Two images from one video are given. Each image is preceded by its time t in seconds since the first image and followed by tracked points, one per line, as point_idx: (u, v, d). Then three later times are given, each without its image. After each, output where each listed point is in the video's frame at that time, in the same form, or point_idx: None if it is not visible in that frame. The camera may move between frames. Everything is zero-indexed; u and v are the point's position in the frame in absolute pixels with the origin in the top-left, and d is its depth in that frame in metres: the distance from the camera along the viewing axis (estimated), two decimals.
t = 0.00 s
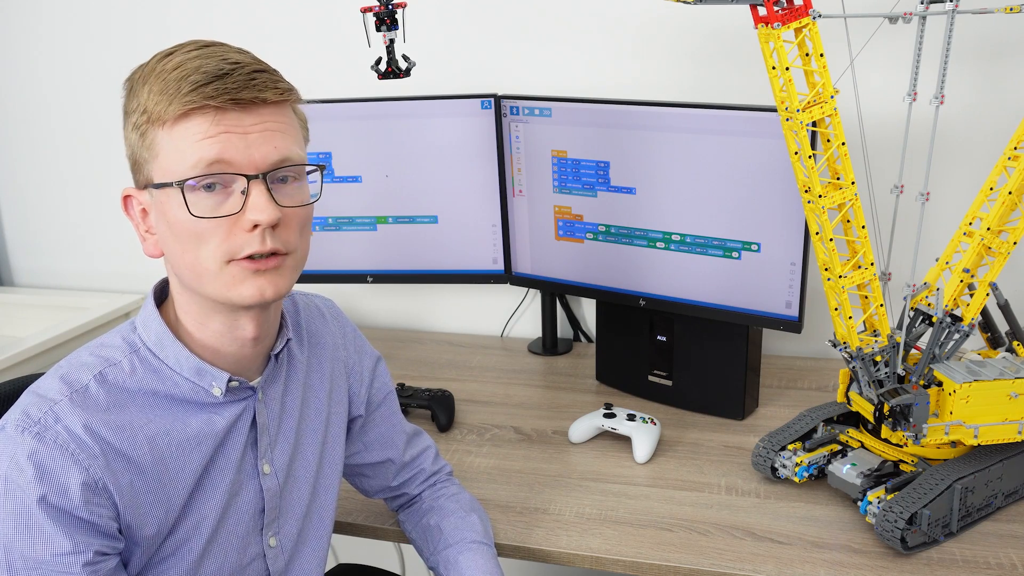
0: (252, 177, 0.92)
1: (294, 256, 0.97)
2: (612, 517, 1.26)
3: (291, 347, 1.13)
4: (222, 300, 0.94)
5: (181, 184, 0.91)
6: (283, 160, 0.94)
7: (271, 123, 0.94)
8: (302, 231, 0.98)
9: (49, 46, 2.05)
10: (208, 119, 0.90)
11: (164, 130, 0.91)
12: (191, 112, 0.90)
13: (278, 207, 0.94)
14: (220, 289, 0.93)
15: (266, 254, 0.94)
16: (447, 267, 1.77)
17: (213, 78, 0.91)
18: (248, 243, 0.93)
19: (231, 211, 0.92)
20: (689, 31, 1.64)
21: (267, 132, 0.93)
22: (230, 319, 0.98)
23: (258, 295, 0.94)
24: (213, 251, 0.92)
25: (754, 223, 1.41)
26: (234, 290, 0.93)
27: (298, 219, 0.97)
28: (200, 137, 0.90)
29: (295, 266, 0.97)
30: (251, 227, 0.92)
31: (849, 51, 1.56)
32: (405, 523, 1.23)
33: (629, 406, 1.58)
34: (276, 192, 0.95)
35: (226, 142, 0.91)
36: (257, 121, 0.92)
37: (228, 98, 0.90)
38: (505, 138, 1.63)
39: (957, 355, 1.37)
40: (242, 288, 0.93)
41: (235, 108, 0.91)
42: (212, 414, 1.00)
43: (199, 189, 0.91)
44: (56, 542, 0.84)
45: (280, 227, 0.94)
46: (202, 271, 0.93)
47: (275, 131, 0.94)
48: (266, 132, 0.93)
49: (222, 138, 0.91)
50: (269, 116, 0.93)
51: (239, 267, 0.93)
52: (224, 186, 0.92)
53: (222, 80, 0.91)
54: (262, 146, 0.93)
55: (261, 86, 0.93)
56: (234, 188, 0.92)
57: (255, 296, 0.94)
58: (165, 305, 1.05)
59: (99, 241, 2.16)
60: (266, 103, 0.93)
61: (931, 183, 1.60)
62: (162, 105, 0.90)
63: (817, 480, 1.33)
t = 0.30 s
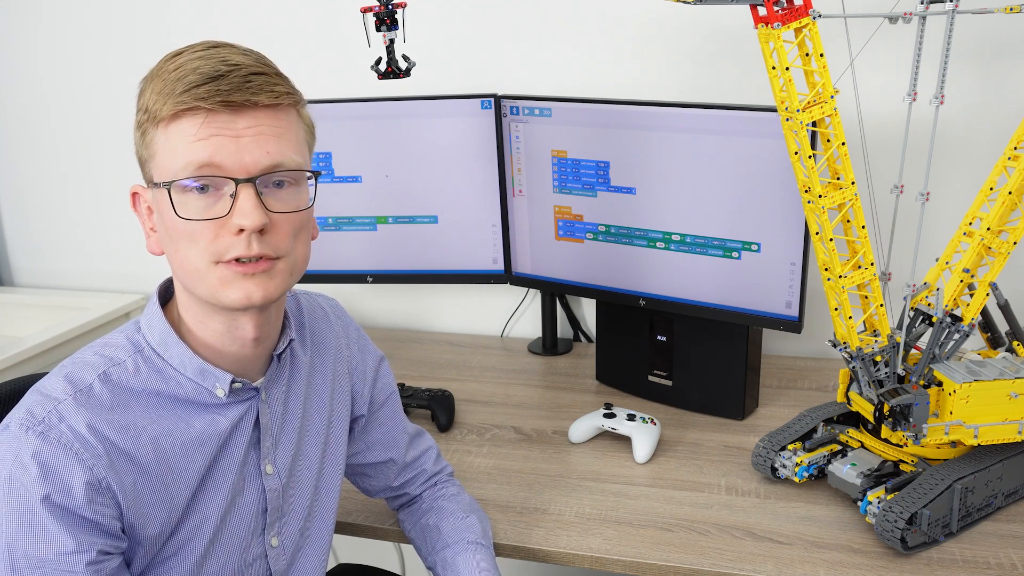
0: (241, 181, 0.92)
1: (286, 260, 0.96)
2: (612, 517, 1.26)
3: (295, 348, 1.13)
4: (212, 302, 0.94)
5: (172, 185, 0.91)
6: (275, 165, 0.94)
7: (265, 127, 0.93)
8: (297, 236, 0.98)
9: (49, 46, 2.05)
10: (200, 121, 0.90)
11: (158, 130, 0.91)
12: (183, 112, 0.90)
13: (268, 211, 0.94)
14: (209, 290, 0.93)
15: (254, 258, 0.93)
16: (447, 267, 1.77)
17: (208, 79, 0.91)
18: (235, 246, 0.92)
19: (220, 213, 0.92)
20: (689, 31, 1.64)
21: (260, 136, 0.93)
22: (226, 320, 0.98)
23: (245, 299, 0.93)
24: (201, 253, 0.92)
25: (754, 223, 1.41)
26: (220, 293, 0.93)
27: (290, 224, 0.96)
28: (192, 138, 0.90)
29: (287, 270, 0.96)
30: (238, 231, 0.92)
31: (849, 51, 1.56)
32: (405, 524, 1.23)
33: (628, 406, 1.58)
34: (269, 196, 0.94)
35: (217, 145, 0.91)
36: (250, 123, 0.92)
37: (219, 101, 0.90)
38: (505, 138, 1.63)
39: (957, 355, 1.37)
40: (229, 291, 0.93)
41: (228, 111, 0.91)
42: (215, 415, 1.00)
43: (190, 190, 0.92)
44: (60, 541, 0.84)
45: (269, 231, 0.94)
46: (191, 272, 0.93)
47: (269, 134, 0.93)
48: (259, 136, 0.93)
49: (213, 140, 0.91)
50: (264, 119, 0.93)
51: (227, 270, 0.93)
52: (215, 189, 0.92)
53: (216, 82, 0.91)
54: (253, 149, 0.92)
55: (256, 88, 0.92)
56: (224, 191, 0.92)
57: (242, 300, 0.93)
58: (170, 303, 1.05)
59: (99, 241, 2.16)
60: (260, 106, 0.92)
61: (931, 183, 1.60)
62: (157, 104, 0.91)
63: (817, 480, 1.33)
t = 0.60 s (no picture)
0: (246, 197, 0.92)
1: (288, 275, 0.96)
2: (612, 517, 1.26)
3: (294, 348, 1.13)
4: (212, 311, 0.95)
5: (175, 196, 0.92)
6: (281, 183, 0.94)
7: (273, 142, 0.93)
8: (300, 248, 0.98)
9: (48, 45, 2.05)
10: (207, 135, 0.90)
11: (165, 138, 0.91)
12: (191, 125, 0.90)
13: (271, 227, 0.94)
14: (210, 301, 0.94)
15: (256, 273, 0.94)
16: (447, 267, 1.77)
17: (217, 92, 0.90)
18: (236, 261, 0.93)
19: (223, 227, 0.92)
20: (690, 31, 1.64)
21: (266, 152, 0.92)
22: (227, 328, 0.98)
23: (244, 313, 0.94)
24: (203, 264, 0.93)
25: (754, 223, 1.42)
26: (221, 305, 0.94)
27: (293, 239, 0.96)
28: (198, 151, 0.90)
29: (288, 284, 0.97)
30: (241, 246, 0.92)
31: (849, 51, 1.56)
32: (405, 523, 1.23)
33: (629, 406, 1.58)
34: (273, 211, 0.94)
35: (223, 160, 0.91)
36: (258, 139, 0.92)
37: (227, 117, 0.90)
38: (505, 138, 1.63)
39: (957, 354, 1.37)
40: (229, 304, 0.94)
41: (236, 127, 0.90)
42: (214, 414, 1.00)
43: (194, 202, 0.92)
44: (60, 540, 0.84)
45: (272, 247, 0.94)
46: (193, 281, 0.94)
47: (277, 150, 0.93)
48: (266, 151, 0.92)
49: (219, 155, 0.90)
50: (272, 135, 0.93)
51: (228, 284, 0.93)
52: (219, 203, 0.92)
53: (225, 96, 0.90)
54: (260, 165, 0.92)
55: (265, 104, 0.92)
56: (228, 205, 0.92)
57: (242, 314, 0.94)
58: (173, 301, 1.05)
59: (99, 241, 2.16)
60: (268, 122, 0.92)
61: (931, 183, 1.60)
62: (165, 114, 0.90)
63: (817, 480, 1.33)
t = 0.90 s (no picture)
0: (248, 192, 0.92)
1: (291, 270, 0.96)
2: (612, 517, 1.26)
3: (295, 348, 1.13)
4: (217, 310, 0.95)
5: (177, 195, 0.91)
6: (282, 174, 0.94)
7: (271, 137, 0.93)
8: (302, 244, 0.98)
9: (48, 45, 2.05)
10: (207, 131, 0.90)
11: (163, 137, 0.91)
12: (190, 122, 0.90)
13: (274, 222, 0.94)
14: (214, 299, 0.94)
15: (260, 270, 0.93)
16: (447, 267, 1.77)
17: (214, 88, 0.90)
18: (242, 257, 0.92)
19: (226, 224, 0.92)
20: (690, 31, 1.64)
21: (266, 146, 0.93)
22: (229, 327, 0.98)
23: (250, 310, 0.94)
24: (207, 263, 0.93)
25: (754, 223, 1.41)
26: (226, 303, 0.93)
27: (295, 234, 0.96)
28: (198, 148, 0.90)
29: (291, 280, 0.97)
30: (245, 242, 0.92)
31: (849, 51, 1.56)
32: (405, 523, 1.23)
33: (628, 405, 1.58)
34: (275, 206, 0.94)
35: (223, 155, 0.91)
36: (256, 133, 0.92)
37: (226, 112, 0.90)
38: (505, 138, 1.63)
39: (957, 355, 1.37)
40: (235, 302, 0.93)
41: (234, 121, 0.91)
42: (216, 414, 1.00)
43: (196, 199, 0.92)
44: (61, 539, 0.84)
45: (275, 243, 0.94)
46: (196, 280, 0.94)
47: (275, 144, 0.93)
48: (266, 146, 0.93)
49: (220, 150, 0.91)
50: (271, 129, 0.93)
51: (233, 281, 0.93)
52: (221, 199, 0.92)
53: (223, 91, 0.90)
54: (260, 160, 0.92)
55: (263, 99, 0.92)
56: (230, 201, 0.92)
57: (248, 310, 0.94)
58: (170, 304, 1.05)
59: (99, 241, 2.16)
60: (267, 116, 0.92)
61: (931, 183, 1.60)
62: (163, 112, 0.90)
63: (817, 480, 1.33)
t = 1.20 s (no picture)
0: (253, 187, 0.92)
1: (296, 263, 0.97)
2: (612, 517, 1.26)
3: (295, 348, 1.13)
4: (223, 305, 0.94)
5: (182, 192, 0.91)
6: (286, 169, 0.94)
7: (274, 132, 0.93)
8: (305, 238, 0.98)
9: (48, 45, 2.05)
10: (211, 128, 0.90)
11: (166, 136, 0.91)
12: (194, 120, 0.90)
13: (279, 215, 0.94)
14: (221, 295, 0.94)
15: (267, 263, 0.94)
16: (447, 267, 1.77)
17: (217, 85, 0.90)
18: (249, 251, 0.92)
19: (232, 219, 0.92)
20: (689, 31, 1.64)
21: (270, 141, 0.93)
22: (234, 323, 0.98)
23: (259, 303, 0.94)
24: (213, 258, 0.92)
25: (754, 223, 1.41)
26: (234, 297, 0.93)
27: (299, 228, 0.96)
28: (202, 145, 0.90)
29: (296, 274, 0.97)
30: (251, 236, 0.92)
31: (849, 51, 1.56)
32: (405, 524, 1.23)
33: (628, 405, 1.59)
34: (278, 200, 0.95)
35: (228, 152, 0.91)
36: (259, 129, 0.92)
37: (231, 108, 0.90)
38: (505, 138, 1.63)
39: (957, 355, 1.37)
40: (243, 296, 0.93)
41: (238, 118, 0.91)
42: (215, 415, 1.00)
43: (200, 196, 0.91)
44: (60, 541, 0.84)
45: (281, 235, 0.94)
46: (202, 277, 0.93)
47: (278, 139, 0.93)
48: (269, 141, 0.93)
49: (224, 147, 0.91)
50: (273, 124, 0.93)
51: (239, 275, 0.93)
52: (225, 195, 0.92)
53: (226, 88, 0.90)
54: (264, 155, 0.92)
55: (265, 94, 0.92)
56: (234, 197, 0.92)
57: (256, 304, 0.94)
58: (169, 305, 1.05)
59: (99, 241, 2.16)
60: (269, 111, 0.92)
61: (931, 183, 1.60)
62: (165, 111, 0.90)
63: (817, 480, 1.33)
